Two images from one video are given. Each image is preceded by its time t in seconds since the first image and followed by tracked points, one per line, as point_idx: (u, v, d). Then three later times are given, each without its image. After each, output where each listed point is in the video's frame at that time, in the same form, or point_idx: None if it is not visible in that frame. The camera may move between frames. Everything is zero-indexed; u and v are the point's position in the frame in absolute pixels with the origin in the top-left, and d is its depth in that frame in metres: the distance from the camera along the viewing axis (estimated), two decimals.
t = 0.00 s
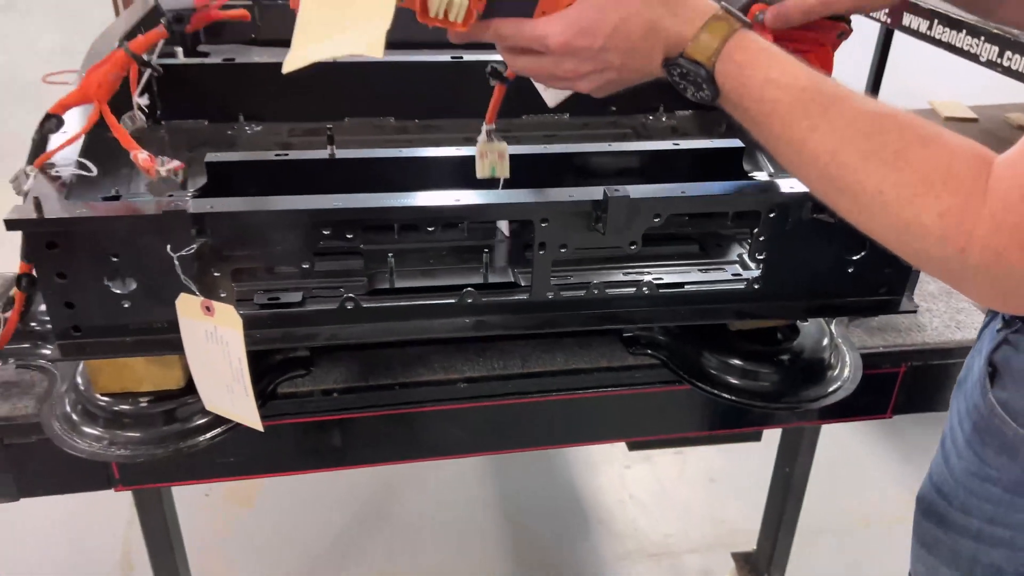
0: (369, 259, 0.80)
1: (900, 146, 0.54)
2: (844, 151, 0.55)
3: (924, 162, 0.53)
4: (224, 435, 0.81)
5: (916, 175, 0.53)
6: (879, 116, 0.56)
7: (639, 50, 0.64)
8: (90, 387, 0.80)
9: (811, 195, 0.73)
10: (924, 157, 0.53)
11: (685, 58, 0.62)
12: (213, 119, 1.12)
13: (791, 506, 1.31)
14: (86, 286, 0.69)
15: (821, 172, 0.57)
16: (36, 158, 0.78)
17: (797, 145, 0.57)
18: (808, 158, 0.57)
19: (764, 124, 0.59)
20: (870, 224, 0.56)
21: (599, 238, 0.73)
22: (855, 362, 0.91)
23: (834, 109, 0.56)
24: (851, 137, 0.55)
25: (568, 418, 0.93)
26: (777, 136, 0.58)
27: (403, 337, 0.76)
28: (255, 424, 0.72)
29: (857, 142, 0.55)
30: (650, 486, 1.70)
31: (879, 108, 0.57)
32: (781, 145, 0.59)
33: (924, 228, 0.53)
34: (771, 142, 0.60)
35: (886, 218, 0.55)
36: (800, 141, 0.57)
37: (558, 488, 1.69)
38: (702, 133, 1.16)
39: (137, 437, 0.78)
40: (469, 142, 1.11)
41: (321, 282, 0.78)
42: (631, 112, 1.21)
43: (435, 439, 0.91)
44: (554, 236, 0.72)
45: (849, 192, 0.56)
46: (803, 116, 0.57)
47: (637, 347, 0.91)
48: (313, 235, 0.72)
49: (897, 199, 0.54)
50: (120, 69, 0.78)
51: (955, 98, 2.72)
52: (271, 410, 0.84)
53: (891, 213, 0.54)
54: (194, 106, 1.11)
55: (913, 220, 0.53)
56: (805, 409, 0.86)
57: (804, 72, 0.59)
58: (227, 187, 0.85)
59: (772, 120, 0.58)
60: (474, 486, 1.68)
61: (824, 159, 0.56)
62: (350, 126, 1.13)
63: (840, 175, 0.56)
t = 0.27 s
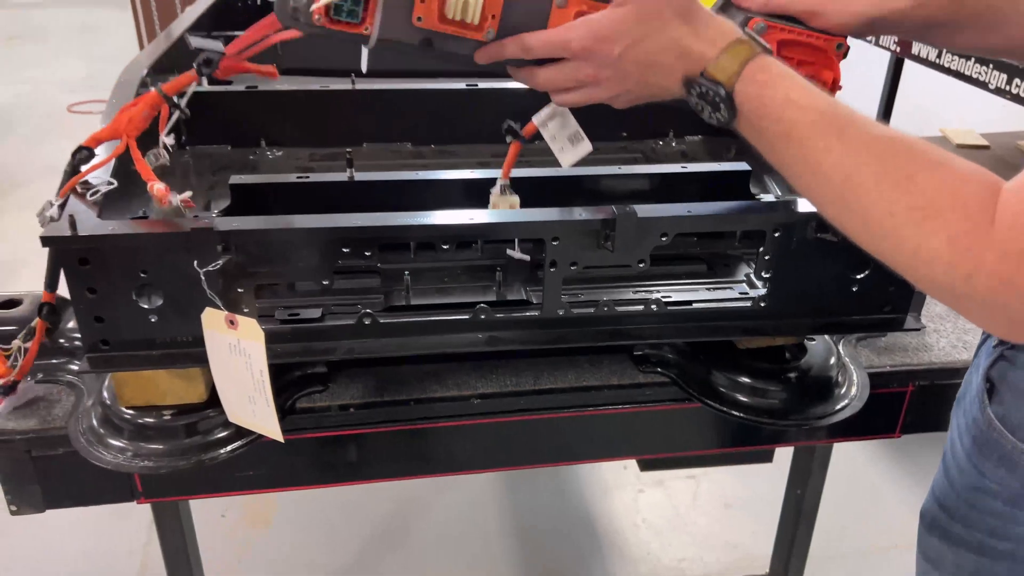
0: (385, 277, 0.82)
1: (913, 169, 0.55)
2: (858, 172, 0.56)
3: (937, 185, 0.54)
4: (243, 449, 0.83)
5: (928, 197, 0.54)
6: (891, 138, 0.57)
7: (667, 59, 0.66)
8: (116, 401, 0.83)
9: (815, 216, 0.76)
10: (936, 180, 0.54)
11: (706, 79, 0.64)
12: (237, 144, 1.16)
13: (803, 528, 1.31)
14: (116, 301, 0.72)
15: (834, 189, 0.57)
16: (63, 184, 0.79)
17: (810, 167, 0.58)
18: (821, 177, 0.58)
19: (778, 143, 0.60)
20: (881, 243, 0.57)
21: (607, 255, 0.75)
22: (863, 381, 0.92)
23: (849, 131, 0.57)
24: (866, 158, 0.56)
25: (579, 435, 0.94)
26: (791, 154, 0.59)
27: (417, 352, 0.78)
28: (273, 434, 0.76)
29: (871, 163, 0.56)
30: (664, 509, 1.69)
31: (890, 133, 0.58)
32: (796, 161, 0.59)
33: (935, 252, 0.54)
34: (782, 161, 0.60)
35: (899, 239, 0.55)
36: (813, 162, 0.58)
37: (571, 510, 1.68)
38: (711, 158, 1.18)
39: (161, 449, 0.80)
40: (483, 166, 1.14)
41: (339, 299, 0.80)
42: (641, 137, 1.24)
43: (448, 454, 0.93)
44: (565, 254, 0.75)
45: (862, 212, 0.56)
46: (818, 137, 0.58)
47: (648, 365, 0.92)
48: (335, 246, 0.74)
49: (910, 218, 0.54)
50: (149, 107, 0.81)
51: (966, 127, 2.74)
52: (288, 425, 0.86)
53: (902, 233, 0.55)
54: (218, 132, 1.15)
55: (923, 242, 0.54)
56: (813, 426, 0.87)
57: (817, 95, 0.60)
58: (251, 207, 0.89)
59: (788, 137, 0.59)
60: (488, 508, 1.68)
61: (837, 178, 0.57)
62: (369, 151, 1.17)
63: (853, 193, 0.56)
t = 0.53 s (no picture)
0: (396, 302, 0.84)
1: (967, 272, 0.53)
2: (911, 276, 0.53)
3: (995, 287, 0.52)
4: (255, 470, 0.85)
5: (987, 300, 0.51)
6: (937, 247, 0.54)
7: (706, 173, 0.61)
8: (132, 423, 0.85)
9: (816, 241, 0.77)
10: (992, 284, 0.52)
11: (753, 216, 0.59)
12: (251, 172, 1.19)
13: (813, 554, 1.30)
14: (134, 324, 0.74)
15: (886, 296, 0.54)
16: (82, 210, 0.80)
17: (880, 292, 0.54)
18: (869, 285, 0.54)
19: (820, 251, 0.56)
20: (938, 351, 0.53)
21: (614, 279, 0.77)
22: (868, 405, 0.93)
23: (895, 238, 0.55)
24: (917, 263, 0.54)
25: (587, 458, 0.95)
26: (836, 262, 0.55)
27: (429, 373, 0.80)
28: (285, 456, 0.77)
29: (924, 267, 0.53)
30: (674, 535, 1.68)
31: (959, 254, 0.54)
32: (850, 273, 0.55)
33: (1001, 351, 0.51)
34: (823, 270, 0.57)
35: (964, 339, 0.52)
36: (855, 262, 0.55)
37: (580, 536, 1.67)
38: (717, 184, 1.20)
39: (175, 471, 0.82)
40: (492, 193, 1.16)
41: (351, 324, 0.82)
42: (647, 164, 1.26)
43: (457, 476, 0.94)
44: (572, 279, 0.76)
45: (918, 316, 0.53)
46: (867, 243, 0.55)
47: (655, 390, 0.93)
48: (347, 266, 0.75)
49: (971, 320, 0.51)
50: (177, 145, 0.84)
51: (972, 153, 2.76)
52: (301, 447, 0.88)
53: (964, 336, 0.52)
54: (233, 160, 1.18)
55: (982, 343, 0.51)
56: (819, 448, 0.88)
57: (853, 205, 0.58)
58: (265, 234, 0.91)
59: (833, 246, 0.56)
60: (496, 533, 1.68)
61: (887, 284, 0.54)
62: (380, 179, 1.20)
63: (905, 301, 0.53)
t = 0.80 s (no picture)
0: (400, 327, 0.85)
1: None
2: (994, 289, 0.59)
3: None
4: (260, 495, 0.85)
5: None
6: None
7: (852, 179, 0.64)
8: (139, 447, 0.85)
9: (817, 267, 0.78)
10: None
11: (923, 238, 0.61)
12: (258, 198, 1.20)
13: None
14: (141, 350, 0.74)
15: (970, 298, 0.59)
16: (93, 233, 0.83)
17: (1000, 318, 0.57)
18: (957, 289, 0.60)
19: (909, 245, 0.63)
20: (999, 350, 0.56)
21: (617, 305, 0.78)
22: (871, 430, 0.93)
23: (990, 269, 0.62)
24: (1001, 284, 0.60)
25: (592, 483, 0.95)
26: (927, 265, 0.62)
27: (434, 399, 0.80)
28: (291, 480, 0.78)
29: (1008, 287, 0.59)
30: (681, 560, 1.66)
31: None
32: (945, 275, 0.61)
33: None
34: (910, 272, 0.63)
35: None
36: (984, 297, 0.58)
37: (585, 561, 1.66)
38: (720, 210, 1.21)
39: (180, 495, 0.82)
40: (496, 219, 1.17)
41: (356, 348, 0.83)
42: (649, 190, 1.27)
43: (461, 501, 0.94)
44: (574, 304, 0.77)
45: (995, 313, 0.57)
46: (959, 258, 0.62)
47: (658, 414, 0.94)
48: (350, 296, 0.76)
49: None
50: (184, 171, 0.86)
51: (975, 176, 2.77)
52: (305, 472, 0.88)
53: None
54: (240, 187, 1.20)
55: None
56: (822, 473, 0.88)
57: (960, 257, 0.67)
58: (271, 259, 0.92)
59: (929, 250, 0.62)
60: (501, 558, 1.66)
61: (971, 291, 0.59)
62: (385, 205, 1.21)
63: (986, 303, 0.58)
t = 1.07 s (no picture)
0: (401, 345, 0.85)
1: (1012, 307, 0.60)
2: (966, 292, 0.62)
3: None
4: (259, 515, 0.85)
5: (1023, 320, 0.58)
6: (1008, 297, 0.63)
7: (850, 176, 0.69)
8: (138, 466, 0.85)
9: (817, 286, 0.78)
10: None
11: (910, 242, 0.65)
12: (259, 216, 1.21)
13: None
14: (142, 369, 0.74)
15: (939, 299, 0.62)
16: (93, 252, 0.82)
17: (978, 320, 0.59)
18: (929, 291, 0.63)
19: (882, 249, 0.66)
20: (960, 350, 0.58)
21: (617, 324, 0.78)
22: (874, 449, 0.93)
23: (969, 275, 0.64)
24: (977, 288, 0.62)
25: (593, 502, 0.95)
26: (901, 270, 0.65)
27: (435, 418, 0.80)
28: (290, 501, 0.77)
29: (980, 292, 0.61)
30: None
31: None
32: (924, 276, 0.64)
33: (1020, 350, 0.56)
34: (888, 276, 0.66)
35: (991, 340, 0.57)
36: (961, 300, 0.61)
37: None
38: (720, 227, 1.21)
39: (179, 515, 0.82)
40: (497, 236, 1.18)
41: (357, 366, 0.83)
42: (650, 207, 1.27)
43: (462, 521, 0.93)
44: (575, 323, 0.77)
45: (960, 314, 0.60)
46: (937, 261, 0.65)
47: (659, 433, 0.93)
48: (351, 315, 0.76)
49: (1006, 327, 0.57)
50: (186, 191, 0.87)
51: (977, 193, 2.77)
52: (305, 491, 0.88)
53: (994, 335, 0.57)
54: (242, 205, 1.20)
55: None
56: (824, 493, 0.88)
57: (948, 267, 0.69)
58: (272, 277, 0.92)
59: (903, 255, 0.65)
60: None
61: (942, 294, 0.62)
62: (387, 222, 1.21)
63: (954, 304, 0.61)
